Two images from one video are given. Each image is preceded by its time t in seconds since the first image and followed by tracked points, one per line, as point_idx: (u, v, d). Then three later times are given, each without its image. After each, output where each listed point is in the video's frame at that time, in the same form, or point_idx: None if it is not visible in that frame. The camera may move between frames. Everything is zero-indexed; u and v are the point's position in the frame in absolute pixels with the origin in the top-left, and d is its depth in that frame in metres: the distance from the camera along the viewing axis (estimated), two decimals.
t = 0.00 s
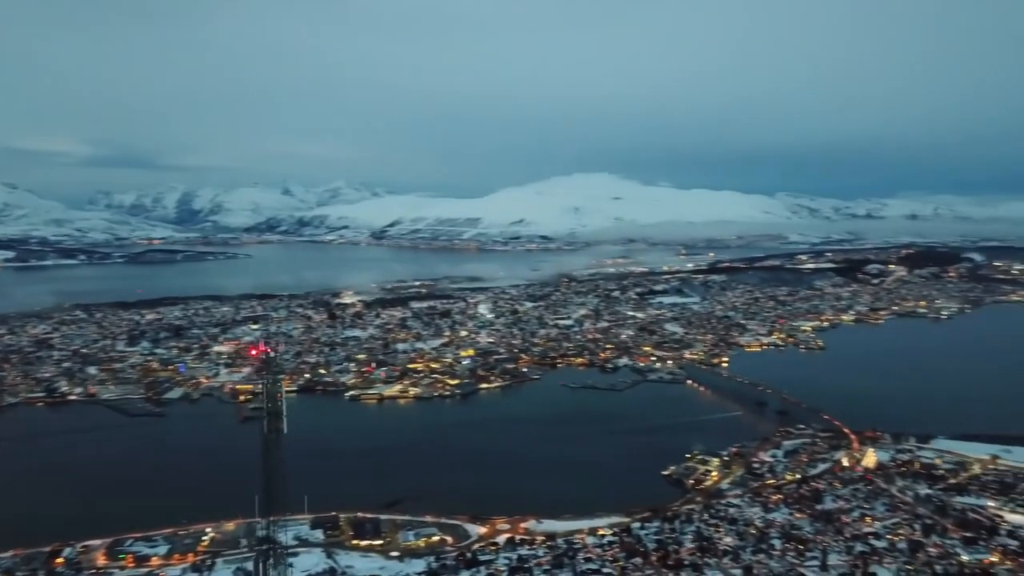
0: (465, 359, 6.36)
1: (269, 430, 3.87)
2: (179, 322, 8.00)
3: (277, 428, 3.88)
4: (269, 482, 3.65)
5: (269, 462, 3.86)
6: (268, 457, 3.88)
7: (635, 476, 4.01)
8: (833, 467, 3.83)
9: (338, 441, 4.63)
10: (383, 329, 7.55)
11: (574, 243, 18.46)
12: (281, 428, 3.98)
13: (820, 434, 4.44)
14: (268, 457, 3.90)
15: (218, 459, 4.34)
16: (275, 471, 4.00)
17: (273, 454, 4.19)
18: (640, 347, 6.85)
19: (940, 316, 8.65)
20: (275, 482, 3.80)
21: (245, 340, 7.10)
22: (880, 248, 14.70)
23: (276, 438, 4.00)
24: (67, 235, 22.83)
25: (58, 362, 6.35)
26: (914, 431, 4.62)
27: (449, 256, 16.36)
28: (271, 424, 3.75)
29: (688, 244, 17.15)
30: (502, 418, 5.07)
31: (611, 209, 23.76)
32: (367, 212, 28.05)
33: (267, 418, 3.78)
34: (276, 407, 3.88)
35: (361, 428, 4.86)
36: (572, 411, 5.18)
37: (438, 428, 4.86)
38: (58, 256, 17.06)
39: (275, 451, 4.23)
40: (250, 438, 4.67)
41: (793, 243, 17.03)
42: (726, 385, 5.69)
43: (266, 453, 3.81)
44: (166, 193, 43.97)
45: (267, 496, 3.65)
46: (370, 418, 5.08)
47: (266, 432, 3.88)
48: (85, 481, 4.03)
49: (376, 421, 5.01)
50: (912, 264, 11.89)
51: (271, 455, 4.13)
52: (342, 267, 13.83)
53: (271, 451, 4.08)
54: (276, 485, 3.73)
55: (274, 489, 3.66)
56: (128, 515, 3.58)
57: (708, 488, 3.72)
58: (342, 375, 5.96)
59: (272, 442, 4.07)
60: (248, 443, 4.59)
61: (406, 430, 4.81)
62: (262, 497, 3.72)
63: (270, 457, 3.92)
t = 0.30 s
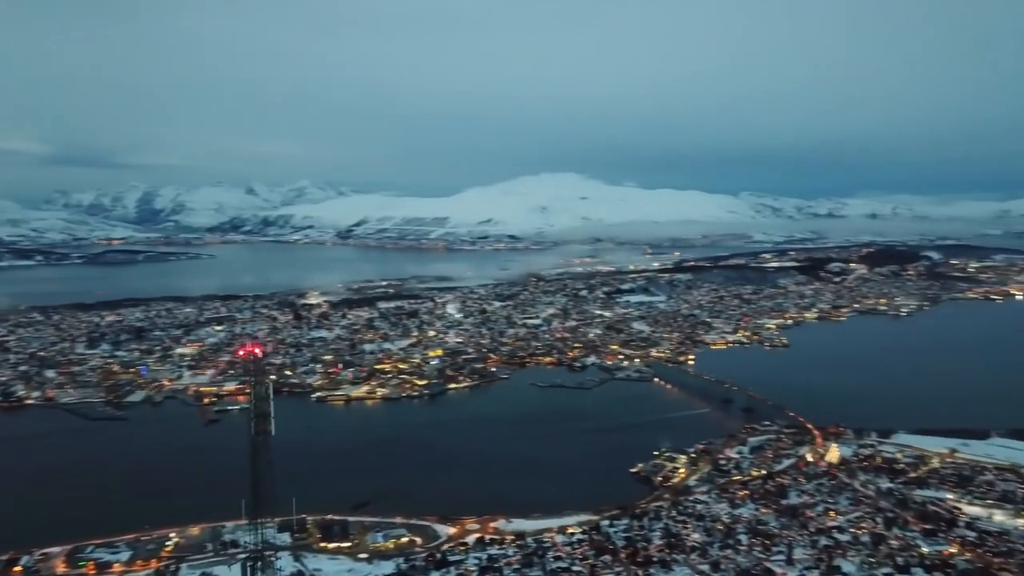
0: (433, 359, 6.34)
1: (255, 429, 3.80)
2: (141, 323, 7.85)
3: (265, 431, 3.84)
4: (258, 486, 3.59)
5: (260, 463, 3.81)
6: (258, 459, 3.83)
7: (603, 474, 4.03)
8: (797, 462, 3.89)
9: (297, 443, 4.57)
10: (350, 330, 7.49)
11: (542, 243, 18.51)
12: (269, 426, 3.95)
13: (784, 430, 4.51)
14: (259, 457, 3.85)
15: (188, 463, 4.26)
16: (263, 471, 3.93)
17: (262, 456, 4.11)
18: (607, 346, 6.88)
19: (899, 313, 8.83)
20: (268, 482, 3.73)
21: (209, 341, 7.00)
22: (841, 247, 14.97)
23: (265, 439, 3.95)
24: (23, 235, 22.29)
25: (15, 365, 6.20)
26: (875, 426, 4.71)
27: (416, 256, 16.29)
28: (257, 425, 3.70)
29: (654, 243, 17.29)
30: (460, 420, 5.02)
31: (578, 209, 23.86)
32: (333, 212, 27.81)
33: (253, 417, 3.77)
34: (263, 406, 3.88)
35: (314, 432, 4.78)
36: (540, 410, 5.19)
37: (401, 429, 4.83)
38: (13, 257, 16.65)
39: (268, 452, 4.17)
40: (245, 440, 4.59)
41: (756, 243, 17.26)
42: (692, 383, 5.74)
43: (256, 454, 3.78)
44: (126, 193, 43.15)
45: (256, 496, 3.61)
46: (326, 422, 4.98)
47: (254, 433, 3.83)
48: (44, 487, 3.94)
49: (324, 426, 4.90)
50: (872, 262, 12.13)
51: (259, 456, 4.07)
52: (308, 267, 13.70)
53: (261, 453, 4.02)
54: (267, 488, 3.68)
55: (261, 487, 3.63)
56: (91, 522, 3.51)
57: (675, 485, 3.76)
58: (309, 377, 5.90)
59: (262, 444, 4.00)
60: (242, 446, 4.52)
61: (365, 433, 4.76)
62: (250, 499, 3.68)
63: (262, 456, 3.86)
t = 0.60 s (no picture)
0: (399, 360, 6.31)
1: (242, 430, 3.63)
2: (99, 325, 7.69)
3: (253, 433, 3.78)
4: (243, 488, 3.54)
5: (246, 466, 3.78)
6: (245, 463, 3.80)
7: (571, 472, 4.05)
8: (761, 458, 3.94)
9: (256, 445, 4.52)
10: (315, 330, 7.41)
11: (508, 242, 18.52)
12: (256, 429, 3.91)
13: (748, 427, 4.57)
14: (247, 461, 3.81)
15: (162, 467, 4.19)
16: (248, 475, 3.88)
17: (249, 459, 4.07)
18: (574, 345, 6.91)
19: (859, 310, 9.01)
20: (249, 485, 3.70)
21: (170, 343, 6.88)
22: (801, 246, 15.21)
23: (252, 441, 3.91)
24: None
25: None
26: (836, 421, 4.80)
27: (381, 256, 16.19)
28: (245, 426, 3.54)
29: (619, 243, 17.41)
30: (420, 420, 5.01)
31: (543, 208, 23.91)
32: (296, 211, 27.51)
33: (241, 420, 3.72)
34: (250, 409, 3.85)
35: (273, 433, 4.73)
36: (508, 409, 5.19)
37: (362, 429, 4.81)
38: None
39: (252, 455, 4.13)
40: (228, 442, 4.54)
41: (719, 242, 17.48)
42: (658, 380, 5.79)
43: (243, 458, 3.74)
44: (83, 192, 42.22)
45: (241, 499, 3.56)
46: (287, 423, 4.93)
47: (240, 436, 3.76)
48: None
49: (284, 428, 4.84)
50: (832, 260, 12.35)
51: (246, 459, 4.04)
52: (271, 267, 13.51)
53: (248, 456, 3.97)
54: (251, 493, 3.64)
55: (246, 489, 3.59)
56: (50, 529, 3.42)
57: (642, 482, 3.79)
58: (273, 378, 5.82)
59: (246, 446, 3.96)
60: (226, 448, 4.47)
61: (324, 434, 4.72)
62: (236, 502, 3.65)
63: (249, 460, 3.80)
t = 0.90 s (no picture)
0: (366, 360, 6.26)
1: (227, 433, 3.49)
2: (55, 328, 7.50)
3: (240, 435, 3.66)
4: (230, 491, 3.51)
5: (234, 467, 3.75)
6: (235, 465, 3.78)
7: (539, 471, 4.05)
8: (727, 455, 3.99)
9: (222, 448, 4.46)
10: (280, 331, 7.32)
11: (475, 242, 18.49)
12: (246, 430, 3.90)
13: (714, 424, 4.62)
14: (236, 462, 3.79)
15: (135, 470, 4.12)
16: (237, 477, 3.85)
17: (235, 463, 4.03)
18: (541, 344, 6.92)
19: (820, 308, 9.17)
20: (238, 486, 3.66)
21: (130, 345, 6.74)
22: (764, 245, 15.42)
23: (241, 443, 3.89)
24: None
25: None
26: (799, 417, 4.87)
27: (347, 256, 16.05)
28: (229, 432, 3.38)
29: (586, 242, 17.50)
30: (385, 420, 4.98)
31: (509, 208, 23.93)
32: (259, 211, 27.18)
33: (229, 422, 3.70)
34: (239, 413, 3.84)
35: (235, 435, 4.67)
36: (475, 409, 5.19)
37: (326, 431, 4.76)
38: None
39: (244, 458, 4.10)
40: (218, 444, 4.50)
41: (684, 241, 17.66)
42: (625, 379, 5.83)
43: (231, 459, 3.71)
44: (38, 191, 41.20)
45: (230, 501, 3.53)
46: (247, 425, 4.86)
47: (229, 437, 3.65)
48: None
49: (245, 431, 4.78)
50: (793, 259, 12.54)
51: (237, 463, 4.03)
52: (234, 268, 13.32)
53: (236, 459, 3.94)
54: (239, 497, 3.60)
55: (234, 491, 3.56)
56: (11, 536, 3.35)
57: (609, 480, 3.81)
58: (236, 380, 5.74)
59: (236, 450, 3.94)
60: (216, 450, 4.43)
61: (291, 436, 4.67)
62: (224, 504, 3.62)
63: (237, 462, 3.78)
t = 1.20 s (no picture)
0: (333, 361, 6.21)
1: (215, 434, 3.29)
2: (11, 330, 7.32)
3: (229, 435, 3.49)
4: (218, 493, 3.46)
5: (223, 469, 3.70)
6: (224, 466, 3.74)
7: (508, 471, 4.05)
8: (694, 452, 4.03)
9: (188, 451, 4.39)
10: (244, 333, 7.22)
11: (443, 241, 18.44)
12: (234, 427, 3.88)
13: (680, 421, 4.66)
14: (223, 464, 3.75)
15: (101, 475, 4.03)
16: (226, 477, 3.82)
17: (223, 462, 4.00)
18: (510, 343, 6.92)
19: (784, 306, 9.31)
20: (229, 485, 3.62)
21: (90, 348, 6.61)
22: (729, 244, 15.61)
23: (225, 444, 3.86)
24: None
25: None
26: (764, 414, 4.94)
27: (312, 256, 15.91)
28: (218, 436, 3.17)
29: (553, 242, 17.57)
30: (352, 422, 4.94)
31: (476, 208, 23.93)
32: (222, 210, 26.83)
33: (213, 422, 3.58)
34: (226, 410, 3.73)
35: (201, 438, 4.60)
36: (445, 409, 5.17)
37: (291, 432, 4.71)
38: None
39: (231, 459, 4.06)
40: (184, 448, 4.44)
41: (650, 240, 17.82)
42: (593, 378, 5.85)
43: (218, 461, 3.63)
44: None
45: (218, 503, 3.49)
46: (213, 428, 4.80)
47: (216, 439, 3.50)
48: None
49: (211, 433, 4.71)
50: (758, 258, 12.70)
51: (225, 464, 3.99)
52: (198, 268, 13.13)
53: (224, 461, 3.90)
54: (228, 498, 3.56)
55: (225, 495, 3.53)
56: None
57: (578, 478, 3.82)
58: (200, 383, 5.65)
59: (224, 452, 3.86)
60: (182, 453, 4.37)
61: (258, 438, 4.62)
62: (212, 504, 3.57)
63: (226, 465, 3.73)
